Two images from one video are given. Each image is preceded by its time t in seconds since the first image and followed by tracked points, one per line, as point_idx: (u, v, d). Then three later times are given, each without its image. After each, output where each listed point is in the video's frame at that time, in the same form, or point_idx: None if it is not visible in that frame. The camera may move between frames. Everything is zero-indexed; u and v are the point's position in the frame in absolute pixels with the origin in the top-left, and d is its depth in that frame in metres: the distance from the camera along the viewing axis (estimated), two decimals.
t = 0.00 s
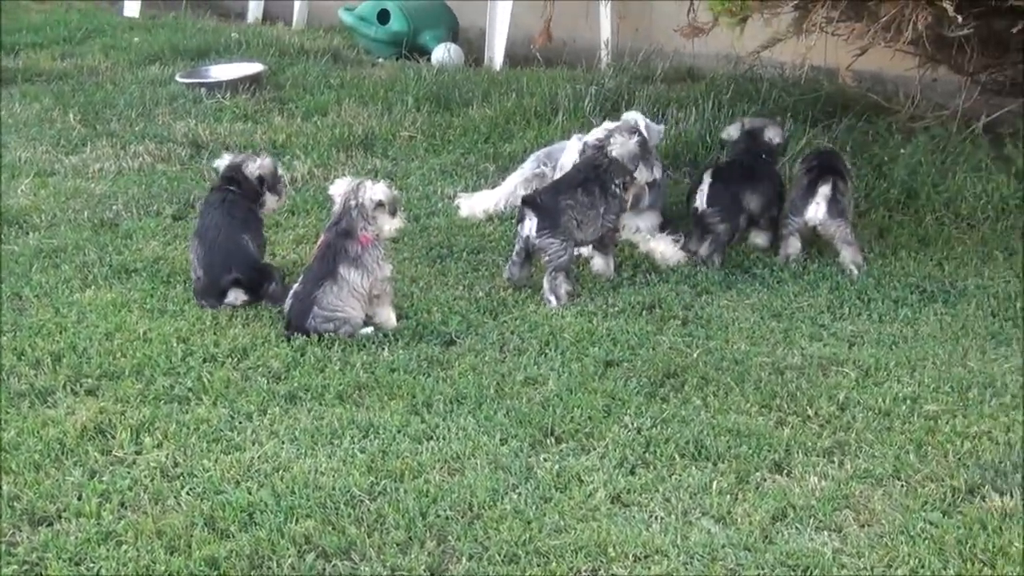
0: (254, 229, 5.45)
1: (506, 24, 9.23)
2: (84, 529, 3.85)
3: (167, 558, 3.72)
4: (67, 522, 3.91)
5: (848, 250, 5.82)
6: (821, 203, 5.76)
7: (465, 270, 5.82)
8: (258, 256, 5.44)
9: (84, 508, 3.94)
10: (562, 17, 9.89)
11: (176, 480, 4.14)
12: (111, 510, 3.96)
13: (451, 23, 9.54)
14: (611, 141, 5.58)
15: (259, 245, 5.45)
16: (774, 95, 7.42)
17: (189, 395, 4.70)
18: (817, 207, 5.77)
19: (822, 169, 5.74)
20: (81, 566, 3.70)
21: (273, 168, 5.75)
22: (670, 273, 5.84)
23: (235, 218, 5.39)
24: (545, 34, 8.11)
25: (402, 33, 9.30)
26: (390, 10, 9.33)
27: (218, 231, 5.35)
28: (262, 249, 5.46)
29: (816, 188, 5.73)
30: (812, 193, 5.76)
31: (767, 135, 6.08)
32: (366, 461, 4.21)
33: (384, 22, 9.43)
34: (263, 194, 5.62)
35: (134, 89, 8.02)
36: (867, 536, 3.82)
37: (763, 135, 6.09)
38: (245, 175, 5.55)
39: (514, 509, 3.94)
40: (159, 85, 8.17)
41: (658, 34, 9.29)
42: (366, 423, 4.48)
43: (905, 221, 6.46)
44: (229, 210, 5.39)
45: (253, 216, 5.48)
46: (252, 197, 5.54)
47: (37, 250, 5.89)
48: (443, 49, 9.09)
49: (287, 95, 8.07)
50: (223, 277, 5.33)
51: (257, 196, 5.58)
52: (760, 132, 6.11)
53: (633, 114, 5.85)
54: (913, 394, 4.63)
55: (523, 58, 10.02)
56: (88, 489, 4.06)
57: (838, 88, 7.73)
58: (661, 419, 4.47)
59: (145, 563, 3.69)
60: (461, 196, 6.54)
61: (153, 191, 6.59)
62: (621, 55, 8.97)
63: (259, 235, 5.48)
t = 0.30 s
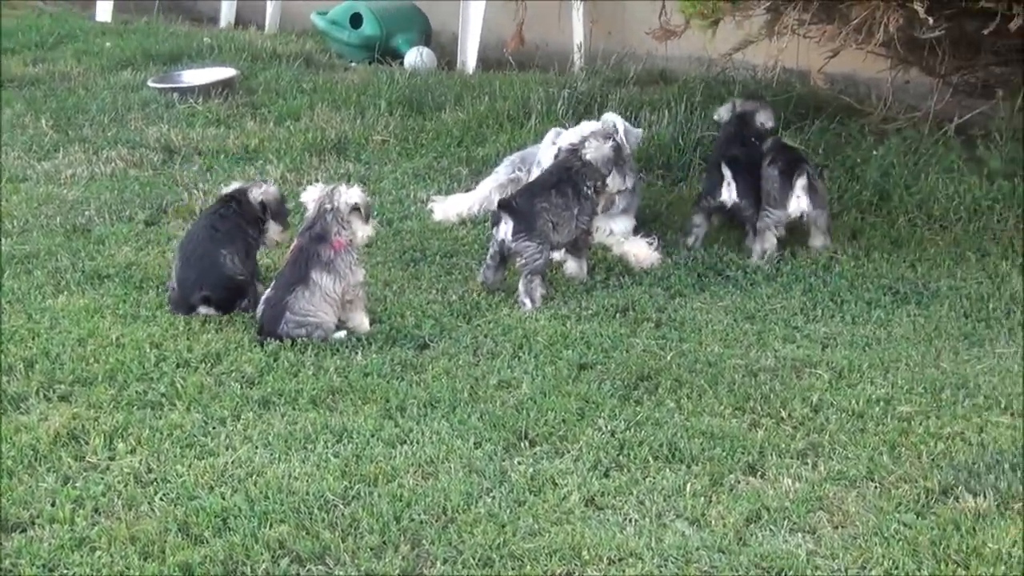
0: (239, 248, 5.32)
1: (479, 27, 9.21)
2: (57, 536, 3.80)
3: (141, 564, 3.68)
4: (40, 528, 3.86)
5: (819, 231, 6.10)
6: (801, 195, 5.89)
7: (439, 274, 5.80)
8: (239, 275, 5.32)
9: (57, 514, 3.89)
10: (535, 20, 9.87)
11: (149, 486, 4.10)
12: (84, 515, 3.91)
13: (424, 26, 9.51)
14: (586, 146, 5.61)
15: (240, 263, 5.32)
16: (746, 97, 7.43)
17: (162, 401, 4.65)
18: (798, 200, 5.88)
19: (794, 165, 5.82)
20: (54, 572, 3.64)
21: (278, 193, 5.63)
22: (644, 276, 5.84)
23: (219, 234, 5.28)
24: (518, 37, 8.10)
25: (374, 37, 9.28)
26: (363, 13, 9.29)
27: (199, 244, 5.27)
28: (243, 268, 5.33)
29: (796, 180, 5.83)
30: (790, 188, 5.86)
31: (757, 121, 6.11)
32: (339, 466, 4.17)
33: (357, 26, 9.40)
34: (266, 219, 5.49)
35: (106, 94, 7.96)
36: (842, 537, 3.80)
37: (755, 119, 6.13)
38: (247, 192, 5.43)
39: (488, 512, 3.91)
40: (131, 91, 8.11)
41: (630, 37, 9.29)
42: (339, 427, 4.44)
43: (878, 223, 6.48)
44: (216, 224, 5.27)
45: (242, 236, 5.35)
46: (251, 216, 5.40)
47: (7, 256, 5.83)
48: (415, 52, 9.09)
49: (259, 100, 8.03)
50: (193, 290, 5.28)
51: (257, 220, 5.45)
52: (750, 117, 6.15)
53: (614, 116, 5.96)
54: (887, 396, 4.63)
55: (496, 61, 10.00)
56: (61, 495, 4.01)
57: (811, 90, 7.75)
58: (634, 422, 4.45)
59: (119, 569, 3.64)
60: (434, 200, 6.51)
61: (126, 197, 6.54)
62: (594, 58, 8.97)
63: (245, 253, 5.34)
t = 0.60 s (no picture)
0: (240, 244, 5.28)
1: (464, 33, 9.21)
2: (44, 544, 3.77)
3: (128, 572, 3.65)
4: (27, 536, 3.83)
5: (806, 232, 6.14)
6: (794, 190, 5.94)
7: (424, 280, 5.79)
8: (233, 270, 5.27)
9: (44, 522, 3.87)
10: (519, 25, 9.88)
11: (136, 494, 4.07)
12: (71, 524, 3.88)
13: (408, 34, 9.54)
14: (576, 153, 5.58)
15: (236, 259, 5.27)
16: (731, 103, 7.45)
17: (148, 408, 4.63)
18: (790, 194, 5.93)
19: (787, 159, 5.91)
20: None
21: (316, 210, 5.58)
22: (630, 281, 5.84)
23: (226, 227, 5.29)
24: (503, 43, 8.10)
25: (358, 43, 9.23)
26: (346, 20, 9.25)
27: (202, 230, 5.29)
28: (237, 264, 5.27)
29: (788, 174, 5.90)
30: (783, 182, 5.91)
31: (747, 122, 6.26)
32: (326, 473, 4.16)
33: (340, 32, 9.35)
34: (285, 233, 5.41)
35: (90, 102, 7.93)
36: (828, 542, 3.80)
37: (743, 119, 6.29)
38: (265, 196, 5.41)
39: (475, 519, 3.90)
40: (116, 98, 8.08)
41: (615, 42, 9.31)
42: (325, 434, 4.42)
43: (863, 227, 6.50)
44: (226, 217, 5.31)
45: (250, 237, 5.31)
46: (264, 221, 5.35)
47: None
48: (398, 59, 9.10)
49: (244, 107, 8.01)
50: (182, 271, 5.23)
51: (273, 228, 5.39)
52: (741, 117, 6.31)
53: (586, 122, 5.93)
54: (873, 400, 4.63)
55: (480, 67, 10.00)
56: (47, 503, 3.98)
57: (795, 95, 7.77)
58: (621, 428, 4.45)
59: None
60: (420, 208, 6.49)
61: (111, 205, 6.51)
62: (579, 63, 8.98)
63: (245, 252, 5.30)
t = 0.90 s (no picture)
0: (246, 236, 5.25)
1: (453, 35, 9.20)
2: (32, 546, 3.75)
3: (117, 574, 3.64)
4: (15, 538, 3.82)
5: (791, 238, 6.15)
6: (775, 203, 5.97)
7: (414, 282, 5.78)
8: (230, 258, 5.25)
9: (32, 524, 3.85)
10: (508, 28, 9.87)
11: (125, 495, 4.06)
12: (59, 525, 3.87)
13: (396, 36, 9.51)
14: (566, 156, 5.58)
15: (239, 252, 5.25)
16: (720, 105, 7.46)
17: (136, 410, 4.61)
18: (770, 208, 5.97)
19: (769, 173, 5.92)
20: None
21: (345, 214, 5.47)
22: (620, 283, 5.84)
23: (239, 215, 5.28)
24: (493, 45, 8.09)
25: (347, 44, 9.21)
26: (335, 21, 9.23)
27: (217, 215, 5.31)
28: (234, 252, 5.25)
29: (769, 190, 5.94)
30: (763, 197, 5.96)
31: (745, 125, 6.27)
32: (316, 474, 4.15)
33: (329, 34, 9.34)
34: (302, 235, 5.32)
35: (79, 102, 7.90)
36: (818, 545, 3.80)
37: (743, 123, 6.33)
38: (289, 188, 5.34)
39: (465, 521, 3.90)
40: (105, 98, 8.05)
41: (604, 44, 9.30)
42: (314, 436, 4.41)
43: (853, 230, 6.51)
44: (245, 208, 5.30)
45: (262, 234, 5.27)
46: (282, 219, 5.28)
47: None
48: (387, 61, 9.07)
49: (233, 108, 7.99)
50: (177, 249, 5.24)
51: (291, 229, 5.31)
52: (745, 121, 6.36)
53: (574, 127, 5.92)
54: (863, 403, 4.64)
55: (468, 70, 9.99)
56: (36, 505, 3.97)
57: (785, 98, 7.79)
58: (610, 430, 4.45)
59: None
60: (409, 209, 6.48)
61: (100, 205, 6.49)
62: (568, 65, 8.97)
63: (249, 245, 5.26)
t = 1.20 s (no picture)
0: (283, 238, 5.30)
1: (451, 32, 9.20)
2: (29, 539, 3.74)
3: (114, 568, 3.64)
4: (12, 531, 3.81)
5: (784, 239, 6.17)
6: (759, 205, 6.00)
7: (413, 279, 5.78)
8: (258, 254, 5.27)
9: (30, 517, 3.85)
10: (506, 26, 9.87)
11: (122, 490, 4.05)
12: (57, 519, 3.86)
13: (395, 33, 9.50)
14: (569, 155, 5.58)
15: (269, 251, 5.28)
16: (719, 104, 7.47)
17: (134, 404, 4.60)
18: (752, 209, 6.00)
19: (753, 174, 5.98)
20: None
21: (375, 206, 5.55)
22: (619, 282, 5.85)
23: (291, 216, 5.34)
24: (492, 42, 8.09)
25: (345, 41, 9.20)
26: (333, 18, 9.20)
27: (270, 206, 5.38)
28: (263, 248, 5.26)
29: (753, 191, 5.99)
30: (747, 198, 6.00)
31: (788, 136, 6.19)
32: (315, 470, 4.15)
33: (327, 30, 9.33)
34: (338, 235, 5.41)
35: (76, 96, 7.88)
36: (817, 545, 3.81)
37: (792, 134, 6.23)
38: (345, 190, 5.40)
39: (463, 518, 3.90)
40: (102, 92, 8.03)
41: (601, 44, 9.31)
42: (313, 432, 4.41)
43: (851, 230, 6.53)
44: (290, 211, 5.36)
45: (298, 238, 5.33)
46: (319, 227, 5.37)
47: None
48: (386, 57, 9.06)
49: (231, 103, 7.97)
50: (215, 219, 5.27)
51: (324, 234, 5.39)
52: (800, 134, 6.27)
53: (574, 124, 5.93)
54: (862, 404, 4.65)
55: (466, 67, 9.98)
56: (33, 498, 3.96)
57: (783, 98, 7.80)
58: (610, 428, 4.46)
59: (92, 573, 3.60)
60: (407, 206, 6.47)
61: (98, 199, 6.47)
62: (566, 64, 8.98)
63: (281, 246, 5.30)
